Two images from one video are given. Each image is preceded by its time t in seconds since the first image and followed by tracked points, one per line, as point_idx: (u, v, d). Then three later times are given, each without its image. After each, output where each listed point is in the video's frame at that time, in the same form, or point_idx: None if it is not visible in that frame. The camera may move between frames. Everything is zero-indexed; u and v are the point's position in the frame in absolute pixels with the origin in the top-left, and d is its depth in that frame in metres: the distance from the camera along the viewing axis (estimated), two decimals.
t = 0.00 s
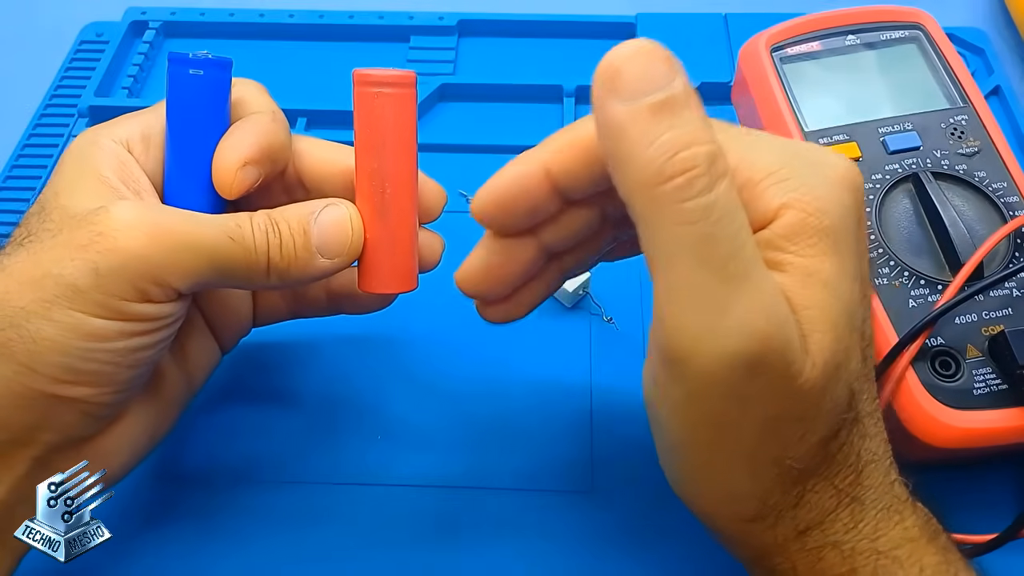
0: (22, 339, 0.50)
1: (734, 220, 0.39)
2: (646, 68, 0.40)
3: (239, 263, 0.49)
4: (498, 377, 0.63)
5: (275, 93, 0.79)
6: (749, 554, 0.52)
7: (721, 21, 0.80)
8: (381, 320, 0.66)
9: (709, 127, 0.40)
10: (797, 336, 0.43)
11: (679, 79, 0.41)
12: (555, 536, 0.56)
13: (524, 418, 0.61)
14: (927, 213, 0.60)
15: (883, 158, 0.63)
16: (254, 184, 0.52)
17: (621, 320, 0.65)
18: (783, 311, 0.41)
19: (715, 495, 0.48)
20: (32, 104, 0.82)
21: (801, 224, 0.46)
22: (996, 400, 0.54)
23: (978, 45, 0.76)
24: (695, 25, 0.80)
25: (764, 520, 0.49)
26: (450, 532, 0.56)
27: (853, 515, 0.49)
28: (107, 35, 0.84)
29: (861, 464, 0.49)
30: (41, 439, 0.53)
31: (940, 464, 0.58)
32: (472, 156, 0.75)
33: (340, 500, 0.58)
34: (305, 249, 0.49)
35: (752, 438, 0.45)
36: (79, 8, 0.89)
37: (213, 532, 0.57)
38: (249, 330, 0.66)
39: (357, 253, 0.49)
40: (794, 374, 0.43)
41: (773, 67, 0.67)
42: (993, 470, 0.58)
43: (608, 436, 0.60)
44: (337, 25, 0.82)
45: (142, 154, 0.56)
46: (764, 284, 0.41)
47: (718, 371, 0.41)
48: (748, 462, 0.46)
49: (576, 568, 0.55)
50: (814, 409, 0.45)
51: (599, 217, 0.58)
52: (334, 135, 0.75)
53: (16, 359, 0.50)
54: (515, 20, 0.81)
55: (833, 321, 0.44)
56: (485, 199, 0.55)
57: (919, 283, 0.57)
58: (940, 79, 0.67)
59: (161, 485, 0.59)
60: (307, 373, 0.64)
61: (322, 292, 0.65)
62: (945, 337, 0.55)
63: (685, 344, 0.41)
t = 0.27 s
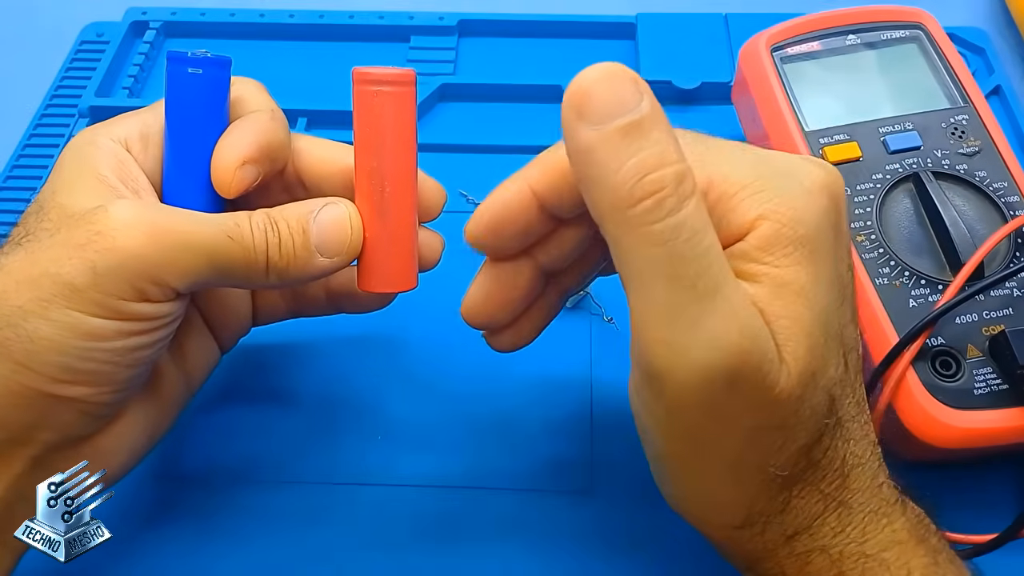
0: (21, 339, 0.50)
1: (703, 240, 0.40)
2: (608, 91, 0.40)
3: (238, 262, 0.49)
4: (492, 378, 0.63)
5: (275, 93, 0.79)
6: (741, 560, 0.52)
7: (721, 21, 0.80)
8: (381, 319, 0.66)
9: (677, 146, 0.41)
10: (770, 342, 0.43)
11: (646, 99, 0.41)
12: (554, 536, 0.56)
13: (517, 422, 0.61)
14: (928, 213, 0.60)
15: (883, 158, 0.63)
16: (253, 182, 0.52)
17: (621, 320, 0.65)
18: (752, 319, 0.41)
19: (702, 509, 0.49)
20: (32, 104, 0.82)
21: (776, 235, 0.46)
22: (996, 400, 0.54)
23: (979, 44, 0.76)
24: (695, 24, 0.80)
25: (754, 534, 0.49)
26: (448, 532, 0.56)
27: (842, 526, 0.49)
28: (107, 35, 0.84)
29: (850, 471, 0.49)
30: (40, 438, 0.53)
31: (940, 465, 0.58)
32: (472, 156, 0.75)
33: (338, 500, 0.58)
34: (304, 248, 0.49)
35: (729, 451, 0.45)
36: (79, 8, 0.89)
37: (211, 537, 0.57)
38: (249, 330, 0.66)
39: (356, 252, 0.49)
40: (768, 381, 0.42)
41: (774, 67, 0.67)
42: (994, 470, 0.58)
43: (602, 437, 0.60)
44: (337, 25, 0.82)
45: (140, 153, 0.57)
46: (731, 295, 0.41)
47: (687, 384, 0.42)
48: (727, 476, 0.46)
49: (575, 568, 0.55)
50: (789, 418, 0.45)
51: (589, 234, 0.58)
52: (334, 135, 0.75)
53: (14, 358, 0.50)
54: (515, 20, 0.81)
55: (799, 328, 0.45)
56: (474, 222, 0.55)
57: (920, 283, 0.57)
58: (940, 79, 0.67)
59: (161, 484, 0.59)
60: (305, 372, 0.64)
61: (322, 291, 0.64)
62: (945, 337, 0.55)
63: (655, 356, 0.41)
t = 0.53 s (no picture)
0: (23, 340, 0.50)
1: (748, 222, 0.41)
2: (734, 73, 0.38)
3: (242, 265, 0.49)
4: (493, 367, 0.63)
5: (275, 93, 0.79)
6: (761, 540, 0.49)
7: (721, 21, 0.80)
8: (382, 320, 0.66)
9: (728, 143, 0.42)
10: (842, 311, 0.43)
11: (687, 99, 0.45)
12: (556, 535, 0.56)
13: (526, 414, 0.61)
14: (927, 213, 0.60)
15: (882, 159, 0.63)
16: (257, 186, 0.52)
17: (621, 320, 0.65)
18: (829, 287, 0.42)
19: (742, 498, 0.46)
20: (31, 104, 0.82)
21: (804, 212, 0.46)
22: (995, 400, 0.54)
23: (977, 45, 0.76)
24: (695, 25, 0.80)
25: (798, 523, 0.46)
26: (450, 532, 0.56)
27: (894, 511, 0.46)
28: (107, 34, 0.84)
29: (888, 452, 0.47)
30: (42, 439, 0.54)
31: (940, 464, 0.58)
32: (472, 156, 0.75)
33: (342, 500, 0.58)
34: (308, 251, 0.49)
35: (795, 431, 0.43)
36: (78, 8, 0.89)
37: (214, 534, 0.57)
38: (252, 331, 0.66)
39: (359, 256, 0.49)
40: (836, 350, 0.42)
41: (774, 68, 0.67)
42: (993, 470, 0.58)
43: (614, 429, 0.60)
44: (337, 25, 0.82)
45: (144, 156, 0.57)
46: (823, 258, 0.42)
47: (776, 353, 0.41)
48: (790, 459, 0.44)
49: (577, 568, 0.55)
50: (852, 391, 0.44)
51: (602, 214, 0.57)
52: (335, 135, 0.75)
53: (17, 359, 0.50)
54: (515, 20, 0.81)
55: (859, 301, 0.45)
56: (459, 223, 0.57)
57: (919, 284, 0.57)
58: (940, 79, 0.67)
59: (161, 485, 0.59)
60: (309, 372, 0.64)
61: (324, 293, 0.65)
62: (945, 338, 0.56)
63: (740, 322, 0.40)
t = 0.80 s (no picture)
0: (26, 342, 0.50)
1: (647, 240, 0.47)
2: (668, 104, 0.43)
3: (244, 268, 0.49)
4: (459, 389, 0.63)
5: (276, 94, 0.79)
6: None
7: (721, 21, 0.80)
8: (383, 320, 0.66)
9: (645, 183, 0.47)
10: (766, 344, 0.49)
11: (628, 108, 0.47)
12: (555, 534, 0.56)
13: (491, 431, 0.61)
14: (928, 213, 0.60)
15: (883, 158, 0.63)
16: (262, 191, 0.53)
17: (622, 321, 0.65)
18: (749, 322, 0.48)
19: (688, 534, 0.49)
20: (32, 105, 0.82)
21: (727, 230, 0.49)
22: (996, 400, 0.54)
23: (978, 45, 0.76)
24: (695, 24, 0.80)
25: (749, 557, 0.48)
26: (450, 532, 0.57)
27: (844, 535, 0.48)
28: (107, 34, 0.84)
29: (837, 475, 0.49)
30: (44, 441, 0.54)
31: (941, 465, 0.58)
32: (473, 156, 0.75)
33: (343, 500, 0.58)
34: (311, 255, 0.49)
35: (732, 459, 0.47)
36: (78, 8, 0.89)
37: (214, 542, 0.57)
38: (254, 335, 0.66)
39: (362, 260, 0.49)
40: (764, 381, 0.48)
41: (774, 67, 0.67)
42: (993, 470, 0.58)
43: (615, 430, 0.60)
44: (337, 25, 0.82)
45: (151, 160, 0.57)
46: (744, 295, 0.49)
47: (708, 383, 0.47)
48: (732, 489, 0.47)
49: (576, 568, 0.55)
50: (789, 417, 0.48)
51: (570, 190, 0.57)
52: (335, 136, 0.75)
53: (19, 361, 0.50)
54: (515, 20, 0.81)
55: (788, 335, 0.51)
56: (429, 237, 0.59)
57: (919, 283, 0.57)
58: (940, 79, 0.67)
59: (162, 485, 0.59)
60: (311, 373, 0.64)
61: (326, 298, 0.65)
62: (946, 338, 0.56)
63: (675, 360, 0.46)
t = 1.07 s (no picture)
0: (30, 346, 0.50)
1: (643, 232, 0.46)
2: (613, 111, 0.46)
3: (250, 274, 0.49)
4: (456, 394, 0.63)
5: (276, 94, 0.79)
6: None
7: (722, 21, 0.80)
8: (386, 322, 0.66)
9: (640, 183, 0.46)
10: (767, 345, 0.49)
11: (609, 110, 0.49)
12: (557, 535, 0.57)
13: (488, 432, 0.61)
14: (928, 213, 0.60)
15: (883, 158, 0.63)
16: (269, 197, 0.53)
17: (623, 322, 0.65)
18: (750, 324, 0.48)
19: (684, 533, 0.50)
20: (32, 105, 0.82)
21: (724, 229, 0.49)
22: (996, 400, 0.54)
23: (978, 44, 0.76)
24: (695, 23, 0.80)
25: (746, 557, 0.49)
26: (452, 533, 0.57)
27: (840, 536, 0.48)
28: (107, 34, 0.84)
29: (835, 476, 0.49)
30: (47, 444, 0.54)
31: (941, 465, 0.58)
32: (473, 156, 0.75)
33: (343, 502, 0.58)
34: (316, 263, 0.50)
35: (730, 462, 0.48)
36: (79, 8, 0.88)
37: (212, 545, 0.57)
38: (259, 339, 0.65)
39: (367, 269, 0.49)
40: (764, 383, 0.48)
41: (774, 67, 0.67)
42: (993, 470, 0.58)
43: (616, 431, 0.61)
44: (337, 24, 0.82)
45: (159, 163, 0.57)
46: (745, 297, 0.49)
47: (709, 387, 0.47)
48: (730, 491, 0.48)
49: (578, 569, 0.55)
50: (788, 419, 0.49)
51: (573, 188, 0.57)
52: (336, 137, 0.75)
53: (24, 365, 0.50)
54: (515, 20, 0.81)
55: (789, 337, 0.51)
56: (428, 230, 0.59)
57: (920, 283, 0.57)
58: (941, 79, 0.67)
59: (164, 485, 0.59)
60: (314, 375, 0.64)
61: (330, 305, 0.64)
62: (946, 337, 0.56)
63: (677, 364, 0.46)
